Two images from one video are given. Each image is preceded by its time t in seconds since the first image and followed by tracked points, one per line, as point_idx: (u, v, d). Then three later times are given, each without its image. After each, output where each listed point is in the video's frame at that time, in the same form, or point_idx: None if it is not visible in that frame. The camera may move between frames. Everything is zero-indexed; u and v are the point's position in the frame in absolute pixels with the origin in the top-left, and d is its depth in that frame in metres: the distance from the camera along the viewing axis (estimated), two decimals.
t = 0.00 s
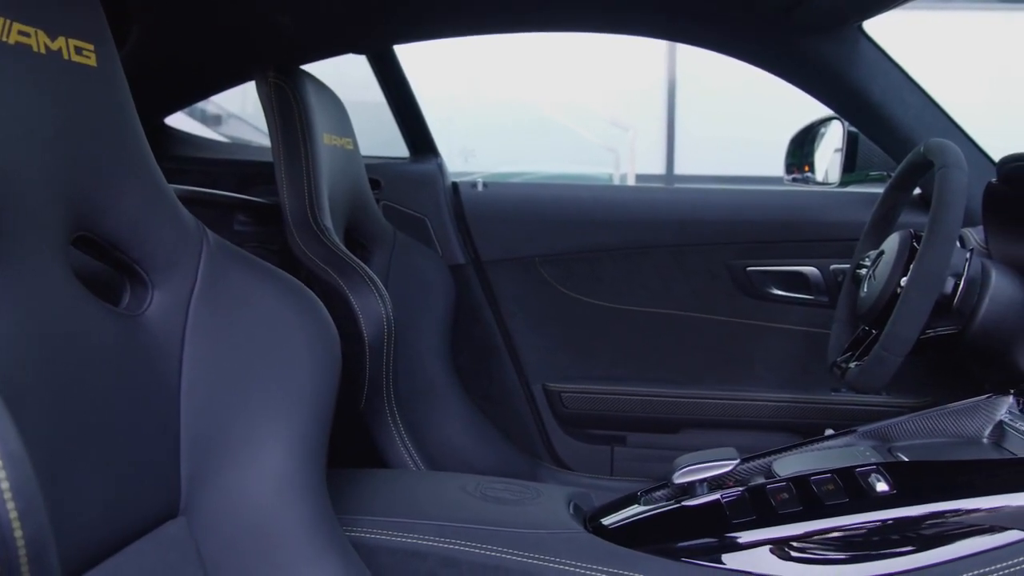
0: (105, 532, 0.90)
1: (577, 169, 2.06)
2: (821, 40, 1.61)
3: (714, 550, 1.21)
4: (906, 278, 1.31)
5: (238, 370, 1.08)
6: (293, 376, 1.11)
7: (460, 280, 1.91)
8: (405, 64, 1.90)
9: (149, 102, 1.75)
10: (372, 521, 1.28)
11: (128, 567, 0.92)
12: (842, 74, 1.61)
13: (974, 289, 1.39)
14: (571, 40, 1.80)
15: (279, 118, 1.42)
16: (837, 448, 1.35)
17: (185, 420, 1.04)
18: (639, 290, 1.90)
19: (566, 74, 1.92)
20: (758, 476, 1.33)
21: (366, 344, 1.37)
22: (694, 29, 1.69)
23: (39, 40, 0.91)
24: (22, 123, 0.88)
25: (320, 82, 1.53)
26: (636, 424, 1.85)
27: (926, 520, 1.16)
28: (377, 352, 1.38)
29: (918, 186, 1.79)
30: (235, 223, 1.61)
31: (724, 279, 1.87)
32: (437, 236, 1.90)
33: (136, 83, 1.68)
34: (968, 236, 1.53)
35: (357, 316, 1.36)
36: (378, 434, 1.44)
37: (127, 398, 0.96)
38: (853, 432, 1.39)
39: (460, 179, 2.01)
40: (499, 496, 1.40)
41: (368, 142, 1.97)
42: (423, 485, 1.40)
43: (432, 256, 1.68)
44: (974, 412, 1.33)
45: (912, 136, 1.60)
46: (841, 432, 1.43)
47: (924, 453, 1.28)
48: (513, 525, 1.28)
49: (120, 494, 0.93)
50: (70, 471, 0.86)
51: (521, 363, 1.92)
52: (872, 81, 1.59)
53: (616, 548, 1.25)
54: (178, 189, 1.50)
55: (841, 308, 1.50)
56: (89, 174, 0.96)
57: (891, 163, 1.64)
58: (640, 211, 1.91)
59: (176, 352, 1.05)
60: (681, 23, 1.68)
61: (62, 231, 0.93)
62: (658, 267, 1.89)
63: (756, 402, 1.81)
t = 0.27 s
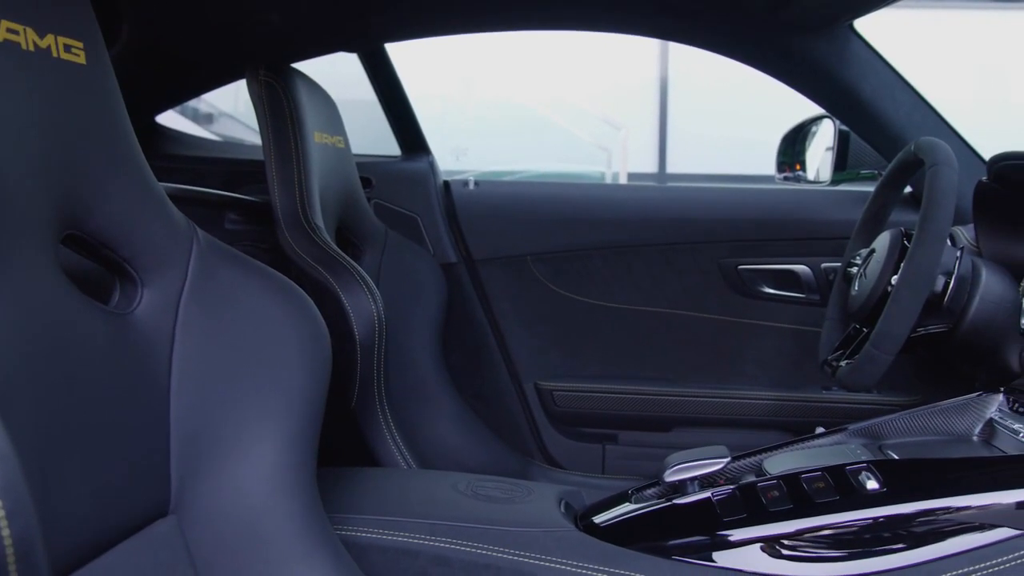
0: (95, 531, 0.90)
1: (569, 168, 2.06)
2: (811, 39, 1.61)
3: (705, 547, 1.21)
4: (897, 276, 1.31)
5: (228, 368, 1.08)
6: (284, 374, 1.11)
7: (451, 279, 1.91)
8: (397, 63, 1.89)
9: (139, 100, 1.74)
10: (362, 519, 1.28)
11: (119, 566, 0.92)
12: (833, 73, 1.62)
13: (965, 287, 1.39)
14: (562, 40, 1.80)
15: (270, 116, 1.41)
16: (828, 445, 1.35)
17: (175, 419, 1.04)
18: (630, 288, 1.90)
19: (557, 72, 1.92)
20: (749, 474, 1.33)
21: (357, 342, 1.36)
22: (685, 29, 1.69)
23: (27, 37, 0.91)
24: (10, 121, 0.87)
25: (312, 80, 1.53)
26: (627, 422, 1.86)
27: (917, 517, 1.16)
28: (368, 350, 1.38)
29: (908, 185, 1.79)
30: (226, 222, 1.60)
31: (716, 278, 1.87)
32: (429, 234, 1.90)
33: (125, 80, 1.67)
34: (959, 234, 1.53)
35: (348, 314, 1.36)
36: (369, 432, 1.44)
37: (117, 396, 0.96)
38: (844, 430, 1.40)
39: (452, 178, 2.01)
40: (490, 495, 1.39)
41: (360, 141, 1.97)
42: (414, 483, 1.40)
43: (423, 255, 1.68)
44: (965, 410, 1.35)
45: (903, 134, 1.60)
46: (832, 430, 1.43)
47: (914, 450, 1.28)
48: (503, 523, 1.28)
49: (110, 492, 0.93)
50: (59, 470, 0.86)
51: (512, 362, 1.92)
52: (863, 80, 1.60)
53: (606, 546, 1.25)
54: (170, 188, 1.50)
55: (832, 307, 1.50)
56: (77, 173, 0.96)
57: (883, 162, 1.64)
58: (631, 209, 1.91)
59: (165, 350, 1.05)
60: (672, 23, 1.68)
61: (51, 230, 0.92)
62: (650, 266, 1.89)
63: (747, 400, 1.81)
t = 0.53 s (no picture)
0: (85, 531, 0.90)
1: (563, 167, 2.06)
2: (803, 38, 1.61)
3: (696, 546, 1.22)
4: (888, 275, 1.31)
5: (219, 367, 1.08)
6: (274, 373, 1.11)
7: (444, 277, 1.91)
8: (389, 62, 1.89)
9: (130, 98, 1.74)
10: (353, 518, 1.28)
11: (109, 566, 0.92)
12: (825, 72, 1.62)
13: (956, 285, 1.39)
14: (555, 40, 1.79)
15: (261, 115, 1.41)
16: (819, 444, 1.36)
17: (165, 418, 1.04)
18: (623, 287, 1.90)
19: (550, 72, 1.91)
20: (740, 472, 1.33)
21: (349, 341, 1.36)
22: (678, 30, 1.69)
23: (16, 35, 0.90)
24: None
25: (304, 79, 1.53)
26: (619, 421, 1.86)
27: (908, 515, 1.16)
28: (360, 349, 1.38)
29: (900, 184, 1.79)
30: (218, 221, 1.60)
31: (708, 276, 1.87)
32: (421, 233, 1.90)
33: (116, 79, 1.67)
34: (950, 232, 1.53)
35: (340, 313, 1.36)
36: (360, 431, 1.44)
37: (107, 394, 0.96)
38: (835, 428, 1.40)
39: (444, 176, 2.00)
40: (482, 493, 1.39)
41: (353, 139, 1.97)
42: (406, 482, 1.40)
43: (415, 253, 1.68)
44: (956, 408, 1.35)
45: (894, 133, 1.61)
46: (823, 428, 1.43)
47: (905, 449, 1.29)
48: (495, 522, 1.28)
49: (101, 492, 0.93)
50: (49, 469, 0.86)
51: (504, 360, 1.92)
52: (855, 79, 1.60)
53: (598, 544, 1.25)
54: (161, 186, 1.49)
55: (824, 305, 1.50)
56: (67, 172, 0.96)
57: (874, 161, 1.65)
58: (623, 208, 1.91)
59: (156, 349, 1.04)
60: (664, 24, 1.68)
61: (40, 229, 0.92)
62: (642, 264, 1.89)
63: (739, 399, 1.81)
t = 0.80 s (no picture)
0: (74, 530, 0.89)
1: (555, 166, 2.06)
2: (794, 37, 1.61)
3: (687, 543, 1.22)
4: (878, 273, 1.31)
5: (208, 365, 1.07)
6: (264, 371, 1.11)
7: (434, 275, 1.91)
8: (379, 60, 1.88)
9: (120, 96, 1.73)
10: (343, 517, 1.27)
11: (97, 564, 0.92)
12: (815, 70, 1.62)
13: (945, 285, 1.41)
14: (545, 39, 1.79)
15: (251, 114, 1.41)
16: (808, 442, 1.36)
17: (154, 417, 1.04)
18: (614, 286, 1.90)
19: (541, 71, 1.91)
20: (731, 471, 1.34)
21: (339, 339, 1.36)
22: (668, 29, 1.68)
23: (3, 32, 0.90)
24: None
25: (294, 77, 1.52)
26: (610, 419, 1.86)
27: (898, 512, 1.16)
28: (350, 347, 1.38)
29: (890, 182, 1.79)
30: (208, 219, 1.60)
31: (699, 275, 1.87)
32: (412, 232, 1.89)
33: (106, 77, 1.66)
34: (939, 231, 1.54)
35: (330, 311, 1.35)
36: (351, 429, 1.44)
37: (97, 393, 0.95)
38: (825, 426, 1.40)
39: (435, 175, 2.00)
40: (472, 492, 1.39)
41: (343, 137, 1.96)
42: (397, 480, 1.40)
43: (406, 251, 1.67)
44: (946, 406, 1.35)
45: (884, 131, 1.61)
46: (813, 426, 1.44)
47: (894, 446, 1.30)
48: (484, 520, 1.28)
49: (90, 491, 0.92)
50: (37, 468, 0.85)
51: (495, 359, 1.92)
52: (844, 77, 1.59)
53: (588, 543, 1.25)
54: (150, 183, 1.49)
55: (814, 304, 1.50)
56: (55, 169, 0.95)
57: (865, 159, 1.65)
58: (613, 207, 1.91)
59: (145, 348, 1.04)
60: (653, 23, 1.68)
61: (29, 227, 0.91)
62: (633, 263, 1.89)
63: (730, 397, 1.82)
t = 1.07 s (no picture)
0: (63, 529, 0.89)
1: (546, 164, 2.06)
2: (784, 35, 1.60)
3: (677, 542, 1.22)
4: (868, 271, 1.32)
5: (196, 363, 1.07)
6: (253, 369, 1.10)
7: (425, 274, 1.90)
8: (370, 58, 1.88)
9: (109, 94, 1.72)
10: (333, 515, 1.27)
11: (87, 563, 0.91)
12: (805, 68, 1.62)
13: (935, 282, 1.41)
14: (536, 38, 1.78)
15: (241, 111, 1.41)
16: (798, 440, 1.37)
17: (143, 415, 1.03)
18: (604, 284, 1.90)
19: (532, 69, 1.91)
20: (721, 468, 1.34)
21: (329, 338, 1.36)
22: (659, 27, 1.68)
23: None
24: None
25: (284, 75, 1.52)
26: (601, 418, 1.86)
27: (887, 510, 1.17)
28: (340, 345, 1.37)
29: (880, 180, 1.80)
30: (197, 218, 1.59)
31: (689, 274, 1.87)
32: (402, 230, 1.89)
33: (95, 74, 1.66)
34: (930, 228, 1.56)
35: (320, 309, 1.35)
36: (341, 428, 1.43)
37: (86, 392, 0.95)
38: (814, 424, 1.41)
39: (424, 174, 1.98)
40: (462, 490, 1.39)
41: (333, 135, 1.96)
42: (387, 479, 1.40)
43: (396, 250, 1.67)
44: (935, 404, 1.36)
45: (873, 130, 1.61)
46: (803, 424, 1.44)
47: (883, 445, 1.31)
48: (474, 518, 1.28)
49: (78, 490, 0.92)
50: (26, 468, 0.85)
51: (486, 358, 1.92)
52: (834, 75, 1.60)
53: (578, 541, 1.25)
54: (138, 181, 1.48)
55: (804, 302, 1.50)
56: (43, 167, 0.94)
57: (855, 158, 1.65)
58: (603, 205, 1.91)
59: (134, 345, 1.04)
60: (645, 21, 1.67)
61: (18, 225, 0.91)
62: (624, 261, 1.89)
63: (720, 396, 1.82)
